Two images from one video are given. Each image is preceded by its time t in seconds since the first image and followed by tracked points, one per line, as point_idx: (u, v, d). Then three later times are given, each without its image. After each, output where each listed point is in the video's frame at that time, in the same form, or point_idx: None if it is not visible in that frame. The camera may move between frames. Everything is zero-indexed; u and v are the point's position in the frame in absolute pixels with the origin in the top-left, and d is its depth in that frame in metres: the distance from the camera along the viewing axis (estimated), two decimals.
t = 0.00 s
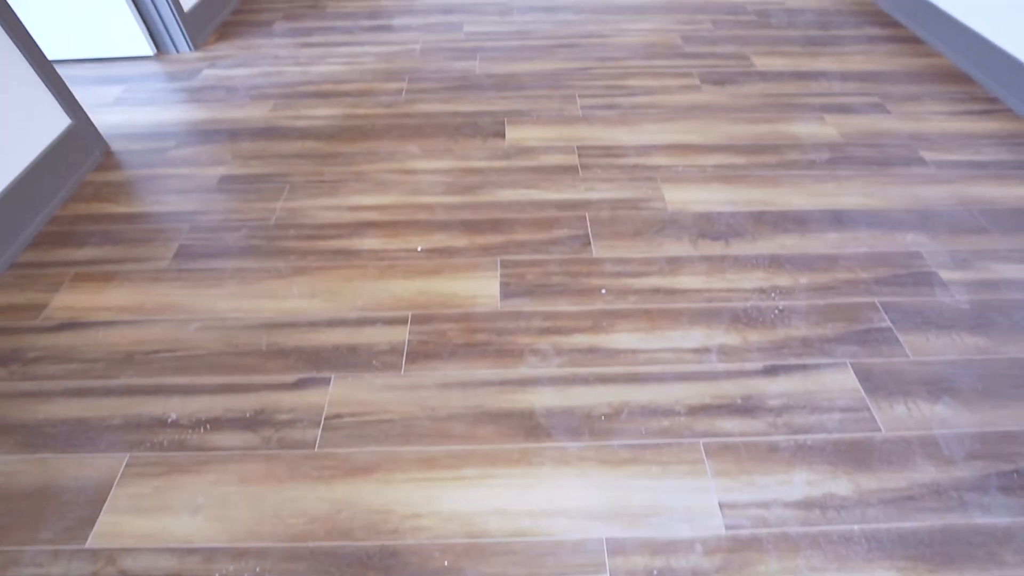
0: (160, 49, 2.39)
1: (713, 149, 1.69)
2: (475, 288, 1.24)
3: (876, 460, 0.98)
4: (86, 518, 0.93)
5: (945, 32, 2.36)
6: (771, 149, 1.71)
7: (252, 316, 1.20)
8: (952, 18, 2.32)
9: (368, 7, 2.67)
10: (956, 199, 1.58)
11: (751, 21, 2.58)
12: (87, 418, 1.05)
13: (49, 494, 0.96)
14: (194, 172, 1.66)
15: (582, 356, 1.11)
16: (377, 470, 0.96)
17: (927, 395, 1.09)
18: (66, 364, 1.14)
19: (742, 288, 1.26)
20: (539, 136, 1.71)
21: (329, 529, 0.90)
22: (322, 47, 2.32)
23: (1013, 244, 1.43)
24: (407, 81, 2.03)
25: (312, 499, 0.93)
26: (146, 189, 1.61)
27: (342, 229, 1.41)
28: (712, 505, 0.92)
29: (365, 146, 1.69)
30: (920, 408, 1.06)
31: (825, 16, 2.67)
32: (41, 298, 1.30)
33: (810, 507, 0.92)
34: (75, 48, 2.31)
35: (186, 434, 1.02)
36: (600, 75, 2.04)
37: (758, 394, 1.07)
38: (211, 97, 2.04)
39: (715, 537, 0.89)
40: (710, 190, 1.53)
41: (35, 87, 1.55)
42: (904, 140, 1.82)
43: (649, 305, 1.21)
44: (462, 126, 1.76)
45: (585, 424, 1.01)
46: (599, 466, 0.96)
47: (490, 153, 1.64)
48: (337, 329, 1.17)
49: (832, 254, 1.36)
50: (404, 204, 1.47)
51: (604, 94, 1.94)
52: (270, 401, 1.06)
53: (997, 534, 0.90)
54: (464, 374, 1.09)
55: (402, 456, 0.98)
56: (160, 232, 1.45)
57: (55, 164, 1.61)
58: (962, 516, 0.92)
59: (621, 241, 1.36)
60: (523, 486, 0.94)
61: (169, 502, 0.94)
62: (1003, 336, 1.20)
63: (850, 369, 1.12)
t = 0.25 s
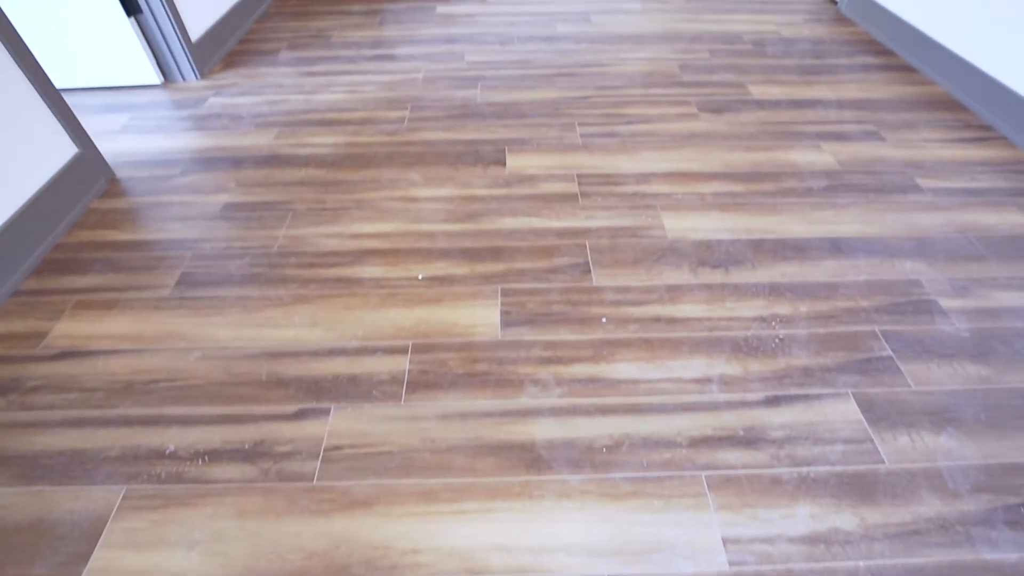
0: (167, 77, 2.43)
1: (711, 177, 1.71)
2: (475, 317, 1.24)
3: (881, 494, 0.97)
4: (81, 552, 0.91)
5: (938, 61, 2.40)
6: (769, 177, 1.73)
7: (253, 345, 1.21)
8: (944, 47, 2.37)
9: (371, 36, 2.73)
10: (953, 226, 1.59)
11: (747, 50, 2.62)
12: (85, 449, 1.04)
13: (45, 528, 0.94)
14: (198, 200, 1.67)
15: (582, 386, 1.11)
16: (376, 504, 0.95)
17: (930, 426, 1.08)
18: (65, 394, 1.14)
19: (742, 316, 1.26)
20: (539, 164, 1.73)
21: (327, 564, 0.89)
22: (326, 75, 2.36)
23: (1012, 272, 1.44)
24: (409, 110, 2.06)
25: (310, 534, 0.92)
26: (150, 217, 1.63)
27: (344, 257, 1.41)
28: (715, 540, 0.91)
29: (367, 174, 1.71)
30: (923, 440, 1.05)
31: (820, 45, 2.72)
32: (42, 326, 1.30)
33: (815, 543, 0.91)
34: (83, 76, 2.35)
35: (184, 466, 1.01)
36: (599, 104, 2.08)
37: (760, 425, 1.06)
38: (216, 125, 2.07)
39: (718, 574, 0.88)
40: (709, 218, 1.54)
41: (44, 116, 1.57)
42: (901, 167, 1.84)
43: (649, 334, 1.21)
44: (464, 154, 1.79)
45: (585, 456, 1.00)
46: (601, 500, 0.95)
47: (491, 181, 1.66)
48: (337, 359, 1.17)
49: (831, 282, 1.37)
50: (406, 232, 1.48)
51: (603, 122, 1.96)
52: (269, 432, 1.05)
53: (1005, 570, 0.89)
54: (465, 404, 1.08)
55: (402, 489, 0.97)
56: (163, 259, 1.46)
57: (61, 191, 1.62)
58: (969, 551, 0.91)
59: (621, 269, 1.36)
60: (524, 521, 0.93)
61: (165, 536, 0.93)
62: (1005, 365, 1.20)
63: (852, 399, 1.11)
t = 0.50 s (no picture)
0: (172, 102, 2.47)
1: (710, 201, 1.72)
2: (476, 343, 1.24)
3: (885, 523, 0.96)
4: None
5: (932, 86, 2.44)
6: (767, 201, 1.74)
7: (252, 371, 1.20)
8: (938, 72, 2.40)
9: (374, 61, 2.77)
10: (951, 250, 1.60)
11: (744, 75, 2.66)
12: (82, 477, 1.04)
13: (39, 559, 0.93)
14: (200, 224, 1.68)
15: (583, 413, 1.11)
16: (374, 534, 0.94)
17: (933, 453, 1.07)
18: (63, 420, 1.14)
19: (742, 342, 1.26)
20: (539, 188, 1.75)
21: None
22: (328, 100, 2.40)
23: (1011, 296, 1.44)
24: (410, 134, 2.09)
25: (307, 565, 0.91)
26: (152, 240, 1.64)
27: (344, 281, 1.42)
28: (718, 572, 0.90)
29: (368, 198, 1.73)
30: (927, 468, 1.05)
31: (816, 70, 2.76)
32: (42, 351, 1.30)
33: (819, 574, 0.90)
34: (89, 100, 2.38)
35: (181, 494, 1.00)
36: (599, 128, 2.10)
37: (762, 452, 1.05)
38: (219, 149, 2.09)
39: None
40: (709, 242, 1.55)
41: (50, 141, 1.59)
42: (898, 191, 1.85)
43: (650, 359, 1.21)
44: (464, 179, 1.80)
45: (586, 484, 1.00)
46: (602, 530, 0.94)
47: (491, 205, 1.67)
48: (337, 385, 1.16)
49: (831, 307, 1.37)
50: (406, 256, 1.48)
51: (602, 146, 1.99)
52: (268, 459, 1.05)
53: None
54: (465, 431, 1.08)
55: (401, 519, 0.96)
56: (164, 283, 1.46)
57: (64, 215, 1.63)
58: None
59: (621, 294, 1.37)
60: (524, 552, 0.92)
61: (161, 567, 0.91)
62: (1007, 391, 1.20)
63: (854, 426, 1.11)
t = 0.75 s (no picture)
0: (177, 129, 2.51)
1: (708, 228, 1.73)
2: (476, 372, 1.24)
3: (890, 558, 0.95)
4: None
5: (925, 113, 2.48)
6: (765, 228, 1.75)
7: (252, 401, 1.20)
8: (931, 100, 2.44)
9: (376, 89, 2.82)
10: (950, 277, 1.61)
11: (740, 102, 2.71)
12: (78, 510, 1.03)
13: None
14: (202, 251, 1.69)
15: (583, 444, 1.10)
16: (372, 569, 0.93)
17: (937, 485, 1.06)
18: (61, 450, 1.13)
19: (743, 371, 1.26)
20: (539, 215, 1.76)
21: None
22: (331, 127, 2.43)
23: (1011, 323, 1.44)
24: (412, 161, 2.11)
25: None
26: (154, 268, 1.65)
27: (345, 309, 1.42)
28: None
29: (370, 225, 1.74)
30: (931, 500, 1.04)
31: (811, 98, 2.80)
32: (42, 380, 1.29)
33: None
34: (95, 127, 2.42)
35: (178, 528, 0.99)
36: (598, 156, 2.13)
37: (764, 484, 1.04)
38: (223, 175, 2.11)
39: None
40: (708, 269, 1.56)
41: (55, 170, 1.61)
42: (894, 218, 1.87)
43: (650, 389, 1.21)
44: (465, 206, 1.82)
45: (587, 518, 0.99)
46: (603, 565, 0.93)
47: (491, 232, 1.68)
48: (337, 415, 1.16)
49: (830, 336, 1.37)
50: (407, 284, 1.49)
51: (601, 173, 2.01)
52: (266, 492, 1.04)
53: None
54: (464, 463, 1.07)
55: (400, 554, 0.95)
56: (165, 311, 1.47)
57: (68, 242, 1.65)
58: None
59: (621, 322, 1.37)
60: None
61: None
62: (1010, 420, 1.19)
63: (856, 457, 1.10)
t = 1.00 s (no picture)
0: (181, 152, 2.54)
1: (708, 252, 1.75)
2: (476, 397, 1.24)
3: None
4: None
5: (920, 137, 2.51)
6: (764, 252, 1.76)
7: (251, 426, 1.20)
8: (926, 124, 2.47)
9: (378, 113, 2.86)
10: (948, 301, 1.61)
11: (737, 126, 2.74)
12: (73, 539, 1.02)
13: None
14: (204, 274, 1.70)
15: (584, 471, 1.09)
16: None
17: (941, 513, 1.05)
18: (57, 477, 1.12)
19: (743, 396, 1.26)
20: (539, 239, 1.78)
21: None
22: (333, 151, 2.46)
23: (1011, 347, 1.44)
24: (413, 185, 2.14)
25: None
26: (156, 291, 1.65)
27: (346, 333, 1.43)
28: None
29: (371, 249, 1.75)
30: (935, 529, 1.03)
31: (807, 122, 2.84)
32: (40, 405, 1.29)
33: None
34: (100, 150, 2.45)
35: (174, 557, 0.98)
36: (597, 179, 2.15)
37: (766, 513, 1.04)
38: (225, 199, 2.13)
39: None
40: (707, 293, 1.56)
41: (59, 194, 1.63)
42: (892, 241, 1.88)
43: (650, 415, 1.20)
44: (465, 229, 1.83)
45: (587, 547, 0.98)
46: None
47: (491, 256, 1.70)
48: (336, 442, 1.16)
49: (830, 360, 1.37)
50: (407, 308, 1.50)
51: (601, 197, 2.03)
52: (264, 520, 1.03)
53: None
54: (464, 491, 1.06)
55: None
56: (166, 335, 1.47)
57: (70, 266, 1.65)
58: None
59: (621, 346, 1.37)
60: None
61: None
62: (1012, 447, 1.18)
63: (858, 485, 1.09)
